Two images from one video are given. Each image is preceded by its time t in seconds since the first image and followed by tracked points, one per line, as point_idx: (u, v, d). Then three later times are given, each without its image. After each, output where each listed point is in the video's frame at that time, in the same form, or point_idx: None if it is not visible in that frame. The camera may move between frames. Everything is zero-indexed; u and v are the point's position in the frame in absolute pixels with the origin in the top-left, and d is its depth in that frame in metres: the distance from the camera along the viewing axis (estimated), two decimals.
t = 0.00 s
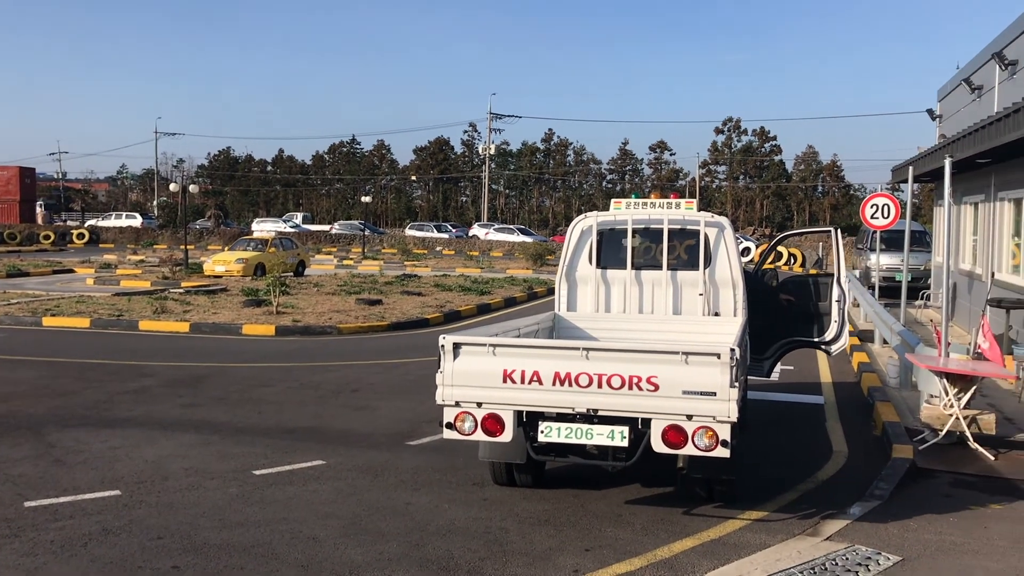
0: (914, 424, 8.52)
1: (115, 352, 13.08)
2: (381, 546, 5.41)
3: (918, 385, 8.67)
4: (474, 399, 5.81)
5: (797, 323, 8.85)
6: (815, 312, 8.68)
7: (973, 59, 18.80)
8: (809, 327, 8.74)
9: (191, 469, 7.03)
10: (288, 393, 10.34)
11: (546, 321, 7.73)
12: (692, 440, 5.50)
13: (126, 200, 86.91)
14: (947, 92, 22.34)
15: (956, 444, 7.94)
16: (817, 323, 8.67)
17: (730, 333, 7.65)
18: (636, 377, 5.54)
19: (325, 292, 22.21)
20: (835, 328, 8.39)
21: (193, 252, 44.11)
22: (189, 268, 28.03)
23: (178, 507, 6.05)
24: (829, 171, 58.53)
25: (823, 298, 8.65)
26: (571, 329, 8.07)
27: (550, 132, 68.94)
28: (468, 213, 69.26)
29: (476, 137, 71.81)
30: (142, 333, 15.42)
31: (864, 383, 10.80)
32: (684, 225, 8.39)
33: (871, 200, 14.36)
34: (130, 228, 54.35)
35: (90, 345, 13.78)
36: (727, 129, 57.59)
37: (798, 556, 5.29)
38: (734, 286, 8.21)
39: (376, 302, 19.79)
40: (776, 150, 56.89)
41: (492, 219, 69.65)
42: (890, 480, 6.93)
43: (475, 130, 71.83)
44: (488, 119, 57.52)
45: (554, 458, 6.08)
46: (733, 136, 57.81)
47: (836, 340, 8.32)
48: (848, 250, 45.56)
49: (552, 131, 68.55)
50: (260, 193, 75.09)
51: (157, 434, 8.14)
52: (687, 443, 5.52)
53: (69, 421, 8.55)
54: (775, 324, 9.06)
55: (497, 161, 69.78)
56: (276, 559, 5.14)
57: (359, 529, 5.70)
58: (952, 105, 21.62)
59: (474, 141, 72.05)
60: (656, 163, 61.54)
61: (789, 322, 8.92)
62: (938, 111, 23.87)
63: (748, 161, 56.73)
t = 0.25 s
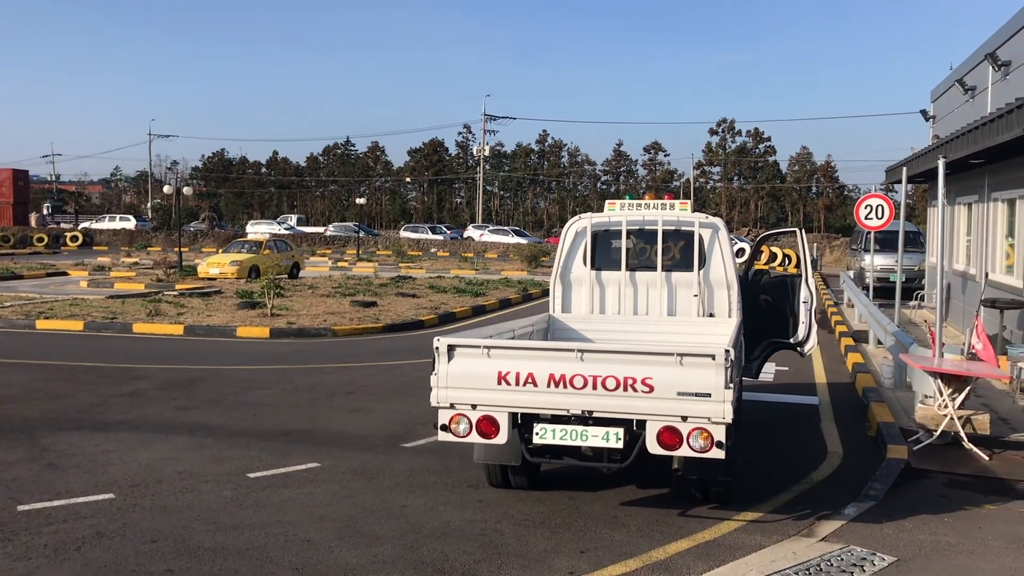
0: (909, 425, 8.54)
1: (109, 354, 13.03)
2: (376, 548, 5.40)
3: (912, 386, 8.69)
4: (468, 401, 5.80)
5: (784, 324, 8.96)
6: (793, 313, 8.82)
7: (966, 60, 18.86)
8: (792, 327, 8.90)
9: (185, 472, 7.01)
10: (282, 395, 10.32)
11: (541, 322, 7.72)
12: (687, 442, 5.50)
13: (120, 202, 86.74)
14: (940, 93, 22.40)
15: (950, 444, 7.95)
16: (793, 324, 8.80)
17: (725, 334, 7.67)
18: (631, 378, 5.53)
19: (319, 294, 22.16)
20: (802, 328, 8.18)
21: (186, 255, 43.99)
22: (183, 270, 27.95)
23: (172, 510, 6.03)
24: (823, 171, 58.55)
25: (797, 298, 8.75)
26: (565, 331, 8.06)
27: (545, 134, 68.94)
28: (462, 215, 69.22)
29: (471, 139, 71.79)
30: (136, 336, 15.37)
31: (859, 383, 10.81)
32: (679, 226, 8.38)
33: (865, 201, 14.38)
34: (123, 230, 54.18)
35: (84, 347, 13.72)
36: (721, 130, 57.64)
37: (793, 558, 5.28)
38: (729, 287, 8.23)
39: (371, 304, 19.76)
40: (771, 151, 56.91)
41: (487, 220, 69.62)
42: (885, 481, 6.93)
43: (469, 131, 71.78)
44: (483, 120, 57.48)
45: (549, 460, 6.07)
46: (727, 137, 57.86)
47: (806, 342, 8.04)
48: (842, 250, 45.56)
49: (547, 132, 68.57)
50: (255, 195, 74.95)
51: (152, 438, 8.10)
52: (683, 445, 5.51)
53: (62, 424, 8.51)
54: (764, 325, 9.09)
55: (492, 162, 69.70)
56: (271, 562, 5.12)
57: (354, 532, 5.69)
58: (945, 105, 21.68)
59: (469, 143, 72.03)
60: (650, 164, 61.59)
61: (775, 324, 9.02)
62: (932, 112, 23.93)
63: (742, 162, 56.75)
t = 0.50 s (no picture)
0: (909, 426, 8.54)
1: (108, 357, 13.01)
2: (376, 551, 5.38)
3: (912, 387, 8.68)
4: (467, 403, 5.79)
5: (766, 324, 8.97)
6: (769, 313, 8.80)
7: (965, 61, 18.87)
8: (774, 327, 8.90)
9: (183, 474, 6.99)
10: (281, 397, 10.31)
11: (540, 324, 7.71)
12: (686, 443, 5.49)
13: (119, 205, 86.73)
14: (940, 94, 22.41)
15: (950, 445, 7.95)
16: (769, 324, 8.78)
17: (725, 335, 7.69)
18: (630, 380, 5.52)
19: (318, 296, 22.16)
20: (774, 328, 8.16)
21: (186, 257, 43.98)
22: (182, 272, 27.95)
23: (171, 512, 6.02)
24: (822, 172, 58.58)
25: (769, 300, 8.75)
26: (564, 333, 8.05)
27: (544, 136, 68.96)
28: (462, 216, 69.22)
29: (470, 141, 71.81)
30: (135, 338, 15.35)
31: (858, 384, 10.81)
32: (678, 227, 8.36)
33: (864, 202, 14.39)
34: (123, 232, 54.13)
35: (83, 350, 13.71)
36: (720, 131, 57.68)
37: (793, 559, 5.27)
38: (728, 288, 8.23)
39: (370, 306, 19.76)
40: (769, 152, 56.93)
41: (486, 222, 69.64)
42: (885, 482, 6.92)
43: (468, 133, 71.81)
44: (482, 122, 57.50)
45: (549, 462, 6.06)
46: (726, 138, 57.90)
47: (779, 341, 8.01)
48: (842, 251, 45.56)
49: (546, 134, 68.61)
50: (254, 197, 74.98)
51: (151, 440, 8.09)
52: (682, 447, 5.50)
53: (60, 427, 8.49)
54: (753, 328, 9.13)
55: (491, 164, 69.72)
56: (269, 564, 5.11)
57: (353, 534, 5.68)
58: (944, 107, 21.68)
59: (468, 144, 72.06)
60: (650, 165, 61.61)
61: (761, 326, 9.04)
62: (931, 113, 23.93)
63: (742, 163, 56.74)
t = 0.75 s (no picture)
0: (911, 427, 8.52)
1: (110, 358, 13.02)
2: (378, 553, 5.38)
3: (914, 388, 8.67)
4: (469, 405, 5.79)
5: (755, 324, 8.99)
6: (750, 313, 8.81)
7: (967, 61, 18.85)
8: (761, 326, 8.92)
9: (185, 476, 6.99)
10: (283, 399, 10.31)
11: (542, 325, 7.71)
12: (688, 444, 5.48)
13: (120, 207, 86.86)
14: (941, 95, 22.39)
15: (953, 446, 7.93)
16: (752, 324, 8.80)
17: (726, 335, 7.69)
18: (632, 381, 5.52)
19: (320, 297, 22.17)
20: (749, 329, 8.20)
21: (187, 259, 44.01)
22: (184, 273, 27.96)
23: (174, 514, 6.02)
24: (824, 173, 58.58)
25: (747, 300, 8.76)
26: (566, 334, 8.05)
27: (545, 137, 68.99)
28: (463, 217, 69.24)
29: (471, 142, 71.84)
30: (137, 340, 15.37)
31: (860, 385, 10.80)
32: (680, 228, 8.36)
33: (866, 202, 14.37)
34: (125, 234, 54.19)
35: (85, 351, 13.73)
36: (721, 132, 57.71)
37: (796, 561, 5.27)
38: (730, 289, 8.23)
39: (372, 307, 19.78)
40: (771, 153, 56.93)
41: (487, 223, 69.67)
42: (887, 483, 6.91)
43: (470, 134, 71.84)
44: (483, 123, 57.53)
45: (551, 463, 6.06)
46: (728, 139, 57.92)
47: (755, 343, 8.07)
48: (844, 251, 45.56)
49: (548, 135, 68.64)
50: (256, 198, 75.07)
51: (153, 442, 8.10)
52: (684, 448, 5.49)
53: (63, 429, 8.50)
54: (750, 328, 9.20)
55: (492, 165, 69.74)
56: (271, 566, 5.11)
57: (355, 536, 5.68)
58: (946, 107, 21.66)
59: (469, 145, 72.09)
60: (651, 166, 61.63)
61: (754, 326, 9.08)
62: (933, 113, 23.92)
63: (743, 164, 56.69)
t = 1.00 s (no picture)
0: (915, 427, 8.50)
1: (113, 359, 13.03)
2: (380, 553, 5.38)
3: (918, 387, 8.65)
4: (471, 405, 5.78)
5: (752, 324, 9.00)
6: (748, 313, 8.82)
7: (971, 60, 18.82)
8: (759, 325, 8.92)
9: (188, 476, 6.99)
10: (286, 399, 10.31)
11: (545, 326, 7.70)
12: (692, 445, 5.47)
13: (123, 207, 86.99)
14: (944, 94, 22.36)
15: (957, 446, 7.91)
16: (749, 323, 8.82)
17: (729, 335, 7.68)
18: (635, 381, 5.51)
19: (323, 297, 22.17)
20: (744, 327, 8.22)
21: (191, 259, 44.05)
22: (187, 274, 27.99)
23: (176, 514, 6.02)
24: (827, 173, 58.50)
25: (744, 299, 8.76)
26: (568, 334, 8.03)
27: (548, 137, 68.97)
28: (466, 217, 69.25)
29: (474, 142, 71.85)
30: (140, 340, 15.37)
31: (863, 385, 10.78)
32: (682, 227, 8.36)
33: (869, 202, 14.34)
34: (127, 234, 54.24)
35: (88, 352, 13.74)
36: (724, 132, 57.66)
37: (800, 561, 5.26)
38: (733, 288, 8.24)
39: (374, 307, 19.78)
40: (774, 153, 56.88)
41: (490, 223, 69.67)
42: (890, 483, 6.90)
43: (473, 134, 71.85)
44: (486, 123, 57.53)
45: (554, 463, 6.05)
46: (730, 139, 57.87)
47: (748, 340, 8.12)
48: (847, 251, 45.48)
49: (550, 135, 68.63)
50: (259, 198, 75.15)
51: (155, 442, 8.10)
52: (687, 448, 5.48)
53: (65, 429, 8.50)
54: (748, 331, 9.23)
55: (495, 165, 69.73)
56: (273, 567, 5.10)
57: (358, 536, 5.67)
58: (949, 107, 21.63)
59: (472, 145, 72.13)
60: (654, 166, 61.60)
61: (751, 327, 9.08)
62: (936, 113, 23.89)
63: (746, 164, 56.64)
